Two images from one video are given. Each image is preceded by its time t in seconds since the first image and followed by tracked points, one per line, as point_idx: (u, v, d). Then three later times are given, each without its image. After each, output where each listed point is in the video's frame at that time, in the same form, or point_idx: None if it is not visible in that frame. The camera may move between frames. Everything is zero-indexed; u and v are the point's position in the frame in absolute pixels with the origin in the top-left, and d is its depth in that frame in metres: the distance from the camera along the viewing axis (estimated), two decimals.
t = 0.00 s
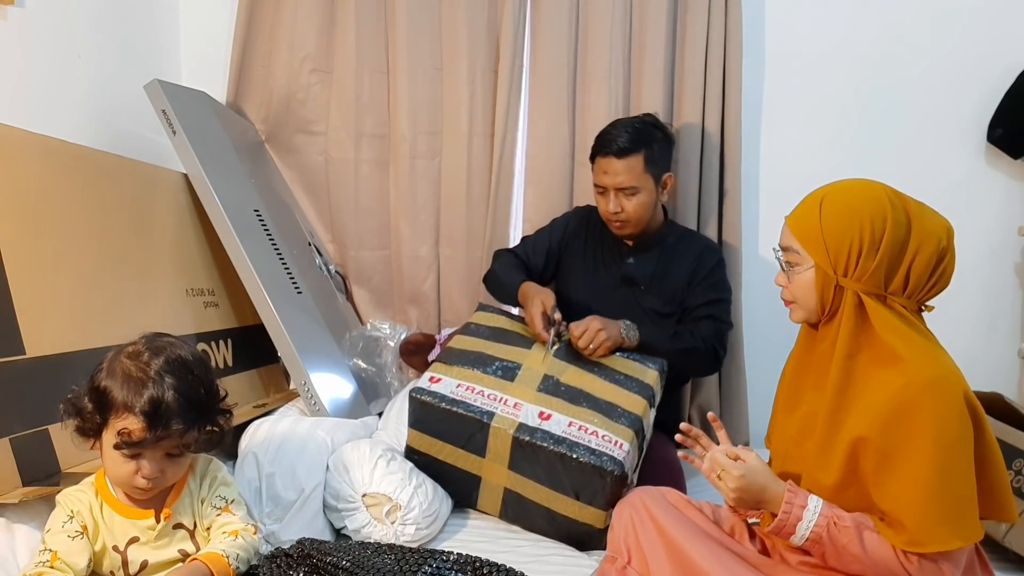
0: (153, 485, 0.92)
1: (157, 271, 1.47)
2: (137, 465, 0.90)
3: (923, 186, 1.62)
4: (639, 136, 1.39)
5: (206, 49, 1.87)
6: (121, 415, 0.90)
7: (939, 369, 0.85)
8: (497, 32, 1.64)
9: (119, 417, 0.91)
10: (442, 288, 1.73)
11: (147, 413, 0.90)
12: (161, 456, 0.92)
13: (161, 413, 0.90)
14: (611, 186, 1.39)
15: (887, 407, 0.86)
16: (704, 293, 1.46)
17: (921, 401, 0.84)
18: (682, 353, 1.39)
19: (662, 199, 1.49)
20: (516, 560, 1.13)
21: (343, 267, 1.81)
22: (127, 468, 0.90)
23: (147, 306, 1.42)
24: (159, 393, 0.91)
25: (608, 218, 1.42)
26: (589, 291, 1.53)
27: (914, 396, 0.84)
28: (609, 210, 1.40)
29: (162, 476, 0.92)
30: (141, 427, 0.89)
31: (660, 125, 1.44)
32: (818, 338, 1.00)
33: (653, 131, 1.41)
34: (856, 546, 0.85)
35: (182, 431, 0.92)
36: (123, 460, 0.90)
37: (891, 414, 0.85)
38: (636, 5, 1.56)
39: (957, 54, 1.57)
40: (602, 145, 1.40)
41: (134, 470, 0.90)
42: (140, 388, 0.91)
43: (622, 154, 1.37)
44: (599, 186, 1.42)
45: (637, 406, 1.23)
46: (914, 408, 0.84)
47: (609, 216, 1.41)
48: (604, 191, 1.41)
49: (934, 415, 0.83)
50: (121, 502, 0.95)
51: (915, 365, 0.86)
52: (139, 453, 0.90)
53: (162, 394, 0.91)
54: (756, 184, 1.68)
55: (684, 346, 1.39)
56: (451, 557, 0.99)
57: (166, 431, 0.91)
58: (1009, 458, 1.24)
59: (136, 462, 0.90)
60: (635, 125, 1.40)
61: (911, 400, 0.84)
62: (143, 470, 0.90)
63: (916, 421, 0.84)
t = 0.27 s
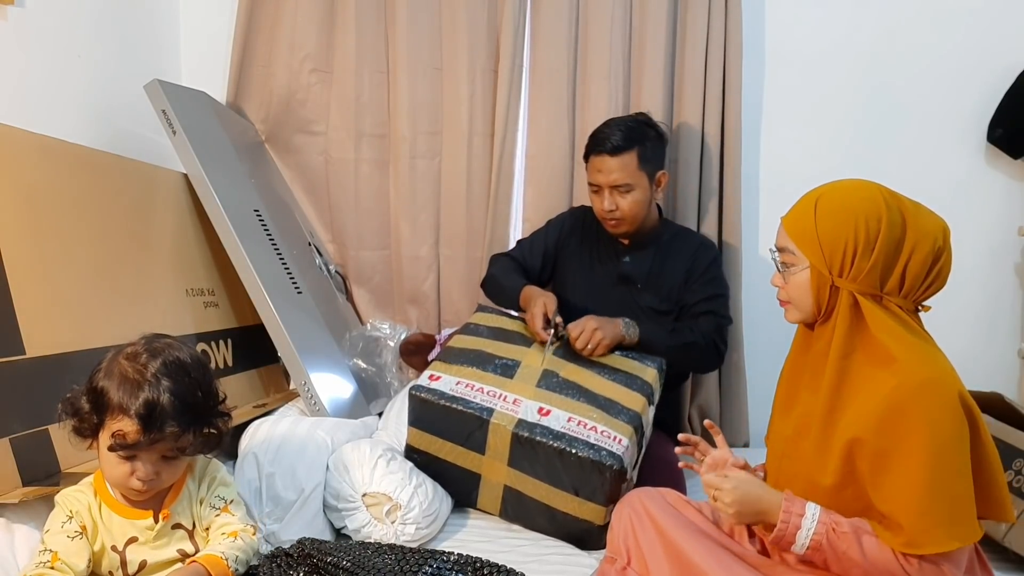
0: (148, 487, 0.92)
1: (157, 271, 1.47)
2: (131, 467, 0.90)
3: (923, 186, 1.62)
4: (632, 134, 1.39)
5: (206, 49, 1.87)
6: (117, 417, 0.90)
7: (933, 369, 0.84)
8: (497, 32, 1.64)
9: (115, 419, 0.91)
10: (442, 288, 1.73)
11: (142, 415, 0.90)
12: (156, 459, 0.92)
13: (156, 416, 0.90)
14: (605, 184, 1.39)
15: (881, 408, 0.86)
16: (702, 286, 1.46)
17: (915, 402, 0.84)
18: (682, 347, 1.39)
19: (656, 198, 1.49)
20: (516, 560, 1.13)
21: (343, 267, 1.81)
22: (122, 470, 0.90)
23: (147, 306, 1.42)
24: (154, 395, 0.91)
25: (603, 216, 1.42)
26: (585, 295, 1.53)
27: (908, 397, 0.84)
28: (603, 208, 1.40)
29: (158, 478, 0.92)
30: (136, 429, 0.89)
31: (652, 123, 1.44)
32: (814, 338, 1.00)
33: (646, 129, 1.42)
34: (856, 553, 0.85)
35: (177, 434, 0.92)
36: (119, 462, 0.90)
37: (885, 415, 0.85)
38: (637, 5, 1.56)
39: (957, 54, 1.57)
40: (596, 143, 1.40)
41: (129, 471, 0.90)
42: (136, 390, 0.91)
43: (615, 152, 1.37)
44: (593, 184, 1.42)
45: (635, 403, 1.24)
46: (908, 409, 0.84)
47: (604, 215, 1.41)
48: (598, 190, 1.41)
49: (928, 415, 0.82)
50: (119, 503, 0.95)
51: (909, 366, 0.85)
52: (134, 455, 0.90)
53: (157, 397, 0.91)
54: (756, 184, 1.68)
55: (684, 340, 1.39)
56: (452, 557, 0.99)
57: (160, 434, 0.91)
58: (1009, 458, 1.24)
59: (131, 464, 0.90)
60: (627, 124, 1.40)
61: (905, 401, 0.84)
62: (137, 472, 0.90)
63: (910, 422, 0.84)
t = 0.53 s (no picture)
0: (149, 489, 0.92)
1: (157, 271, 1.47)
2: (133, 469, 0.90)
3: (922, 186, 1.62)
4: (632, 130, 1.39)
5: (206, 48, 1.87)
6: (119, 419, 0.90)
7: (927, 372, 0.84)
8: (497, 32, 1.64)
9: (117, 421, 0.90)
10: (442, 288, 1.73)
11: (145, 417, 0.90)
12: (158, 461, 0.92)
13: (159, 418, 0.90)
14: (604, 180, 1.39)
15: (877, 411, 0.86)
16: (693, 275, 1.44)
17: (910, 404, 0.84)
18: (662, 334, 1.34)
19: (655, 195, 1.49)
20: (516, 560, 1.13)
21: (343, 267, 1.81)
22: (124, 471, 0.90)
23: (147, 306, 1.42)
24: (157, 397, 0.91)
25: (602, 213, 1.41)
26: (581, 292, 1.53)
27: (903, 399, 0.84)
28: (602, 204, 1.40)
29: (158, 480, 0.92)
30: (139, 431, 0.89)
31: (650, 122, 1.44)
32: (814, 336, 1.00)
33: (645, 126, 1.41)
34: (855, 559, 0.85)
35: (179, 436, 0.92)
36: (120, 463, 0.90)
37: (880, 418, 0.86)
38: (637, 5, 1.56)
39: (957, 54, 1.57)
40: (595, 139, 1.40)
41: (131, 472, 0.90)
42: (139, 391, 0.91)
43: (615, 147, 1.38)
44: (592, 180, 1.42)
45: (635, 409, 1.23)
46: (903, 411, 0.84)
47: (603, 211, 1.41)
48: (597, 185, 1.41)
49: (923, 417, 0.83)
50: (118, 503, 0.95)
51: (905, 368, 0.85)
52: (136, 457, 0.90)
53: (161, 399, 0.91)
54: (756, 184, 1.68)
55: (662, 327, 1.34)
56: (452, 558, 0.99)
57: (163, 437, 0.91)
58: (1009, 458, 1.24)
59: (133, 465, 0.90)
60: (627, 120, 1.40)
61: (900, 404, 0.84)
62: (139, 474, 0.90)
63: (905, 426, 0.84)
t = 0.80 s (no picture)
0: (151, 487, 0.92)
1: (157, 271, 1.47)
2: (136, 467, 0.90)
3: (922, 186, 1.62)
4: (640, 133, 1.39)
5: (206, 48, 1.87)
6: (124, 416, 0.90)
7: (926, 373, 0.84)
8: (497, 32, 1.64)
9: (121, 419, 0.91)
10: (442, 288, 1.74)
11: (150, 415, 0.90)
12: (161, 459, 0.92)
13: (164, 417, 0.91)
14: (613, 183, 1.39)
15: (875, 411, 0.86)
16: (697, 284, 1.45)
17: (909, 405, 0.84)
18: (670, 344, 1.37)
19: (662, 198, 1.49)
20: (516, 560, 1.13)
21: (343, 267, 1.81)
22: (127, 469, 0.90)
23: (147, 306, 1.42)
24: (162, 396, 0.91)
25: (608, 215, 1.41)
26: (582, 293, 1.54)
27: (901, 400, 0.84)
28: (609, 206, 1.40)
29: (160, 478, 0.92)
30: (143, 429, 0.90)
31: (658, 122, 1.44)
32: (812, 337, 1.00)
33: (653, 129, 1.41)
34: (853, 561, 0.85)
35: (182, 435, 0.92)
36: (123, 461, 0.91)
37: (879, 419, 0.86)
38: (636, 5, 1.56)
39: (957, 54, 1.57)
40: (604, 141, 1.40)
41: (133, 471, 0.90)
42: (144, 389, 0.91)
43: (625, 150, 1.37)
44: (600, 182, 1.41)
45: (637, 406, 1.24)
46: (901, 412, 0.84)
47: (610, 213, 1.41)
48: (605, 188, 1.41)
49: (922, 418, 0.83)
50: (118, 502, 0.95)
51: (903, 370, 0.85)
52: (139, 455, 0.90)
53: (165, 398, 0.91)
54: (756, 184, 1.68)
55: (672, 337, 1.37)
56: (453, 558, 0.99)
57: (167, 435, 0.91)
58: (1009, 459, 1.24)
59: (135, 463, 0.90)
60: (635, 123, 1.40)
61: (898, 405, 0.84)
62: (141, 472, 0.90)
63: (903, 427, 0.84)
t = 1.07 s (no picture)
0: (155, 484, 0.92)
1: (158, 272, 1.47)
2: (142, 463, 0.90)
3: (922, 186, 1.62)
4: (647, 133, 1.39)
5: (206, 48, 1.87)
6: (132, 412, 0.91)
7: (922, 373, 0.84)
8: (497, 32, 1.64)
9: (130, 414, 0.91)
10: (442, 288, 1.74)
11: (159, 411, 0.90)
12: (166, 455, 0.92)
13: (172, 413, 0.91)
14: (618, 181, 1.38)
15: (872, 413, 0.86)
16: (699, 291, 1.46)
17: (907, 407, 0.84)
18: (676, 345, 1.39)
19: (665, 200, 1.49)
20: (516, 560, 1.13)
21: (343, 267, 1.81)
22: (132, 465, 0.90)
23: (147, 306, 1.42)
24: (171, 392, 0.91)
25: (610, 212, 1.41)
26: (585, 296, 1.53)
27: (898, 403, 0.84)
28: (614, 204, 1.39)
29: (166, 475, 0.92)
30: (152, 424, 0.90)
31: (666, 123, 1.44)
32: (811, 335, 1.00)
33: (662, 129, 1.41)
34: (850, 562, 0.85)
35: (189, 432, 0.93)
36: (128, 457, 0.91)
37: (875, 419, 0.86)
38: (636, 5, 1.56)
39: (957, 54, 1.57)
40: (611, 139, 1.39)
41: (139, 467, 0.90)
42: (153, 385, 0.91)
43: (633, 149, 1.37)
44: (605, 180, 1.41)
45: (641, 390, 1.24)
46: (898, 414, 0.84)
47: (613, 211, 1.41)
48: (609, 186, 1.41)
49: (919, 420, 0.82)
50: (120, 500, 0.95)
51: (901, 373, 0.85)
52: (146, 451, 0.90)
53: (175, 394, 0.92)
54: (756, 184, 1.68)
55: (678, 339, 1.39)
56: (454, 558, 0.99)
57: (175, 431, 0.91)
58: (1009, 459, 1.24)
59: (142, 459, 0.90)
60: (643, 122, 1.40)
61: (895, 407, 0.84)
62: (147, 468, 0.90)
63: (900, 427, 0.84)
